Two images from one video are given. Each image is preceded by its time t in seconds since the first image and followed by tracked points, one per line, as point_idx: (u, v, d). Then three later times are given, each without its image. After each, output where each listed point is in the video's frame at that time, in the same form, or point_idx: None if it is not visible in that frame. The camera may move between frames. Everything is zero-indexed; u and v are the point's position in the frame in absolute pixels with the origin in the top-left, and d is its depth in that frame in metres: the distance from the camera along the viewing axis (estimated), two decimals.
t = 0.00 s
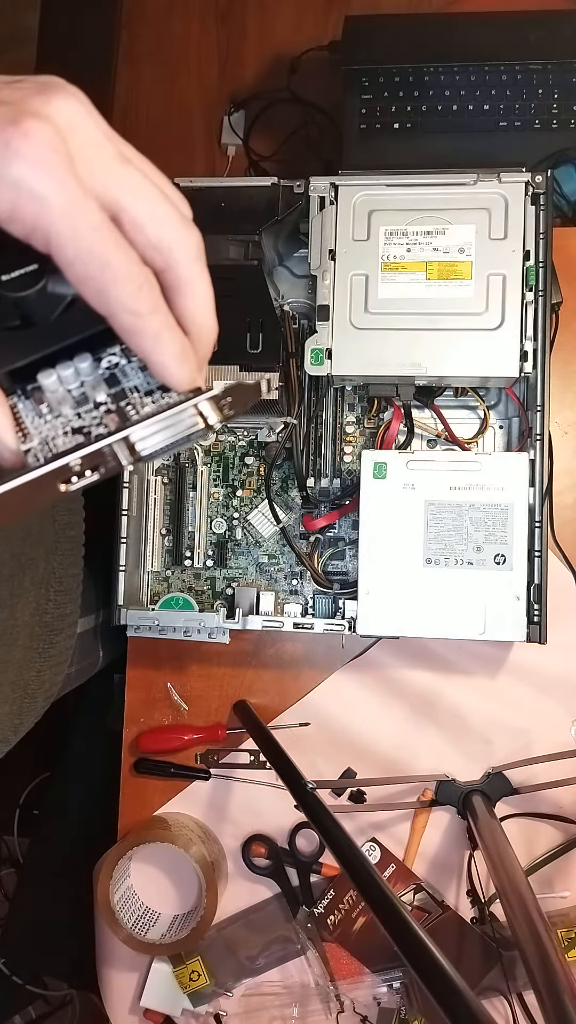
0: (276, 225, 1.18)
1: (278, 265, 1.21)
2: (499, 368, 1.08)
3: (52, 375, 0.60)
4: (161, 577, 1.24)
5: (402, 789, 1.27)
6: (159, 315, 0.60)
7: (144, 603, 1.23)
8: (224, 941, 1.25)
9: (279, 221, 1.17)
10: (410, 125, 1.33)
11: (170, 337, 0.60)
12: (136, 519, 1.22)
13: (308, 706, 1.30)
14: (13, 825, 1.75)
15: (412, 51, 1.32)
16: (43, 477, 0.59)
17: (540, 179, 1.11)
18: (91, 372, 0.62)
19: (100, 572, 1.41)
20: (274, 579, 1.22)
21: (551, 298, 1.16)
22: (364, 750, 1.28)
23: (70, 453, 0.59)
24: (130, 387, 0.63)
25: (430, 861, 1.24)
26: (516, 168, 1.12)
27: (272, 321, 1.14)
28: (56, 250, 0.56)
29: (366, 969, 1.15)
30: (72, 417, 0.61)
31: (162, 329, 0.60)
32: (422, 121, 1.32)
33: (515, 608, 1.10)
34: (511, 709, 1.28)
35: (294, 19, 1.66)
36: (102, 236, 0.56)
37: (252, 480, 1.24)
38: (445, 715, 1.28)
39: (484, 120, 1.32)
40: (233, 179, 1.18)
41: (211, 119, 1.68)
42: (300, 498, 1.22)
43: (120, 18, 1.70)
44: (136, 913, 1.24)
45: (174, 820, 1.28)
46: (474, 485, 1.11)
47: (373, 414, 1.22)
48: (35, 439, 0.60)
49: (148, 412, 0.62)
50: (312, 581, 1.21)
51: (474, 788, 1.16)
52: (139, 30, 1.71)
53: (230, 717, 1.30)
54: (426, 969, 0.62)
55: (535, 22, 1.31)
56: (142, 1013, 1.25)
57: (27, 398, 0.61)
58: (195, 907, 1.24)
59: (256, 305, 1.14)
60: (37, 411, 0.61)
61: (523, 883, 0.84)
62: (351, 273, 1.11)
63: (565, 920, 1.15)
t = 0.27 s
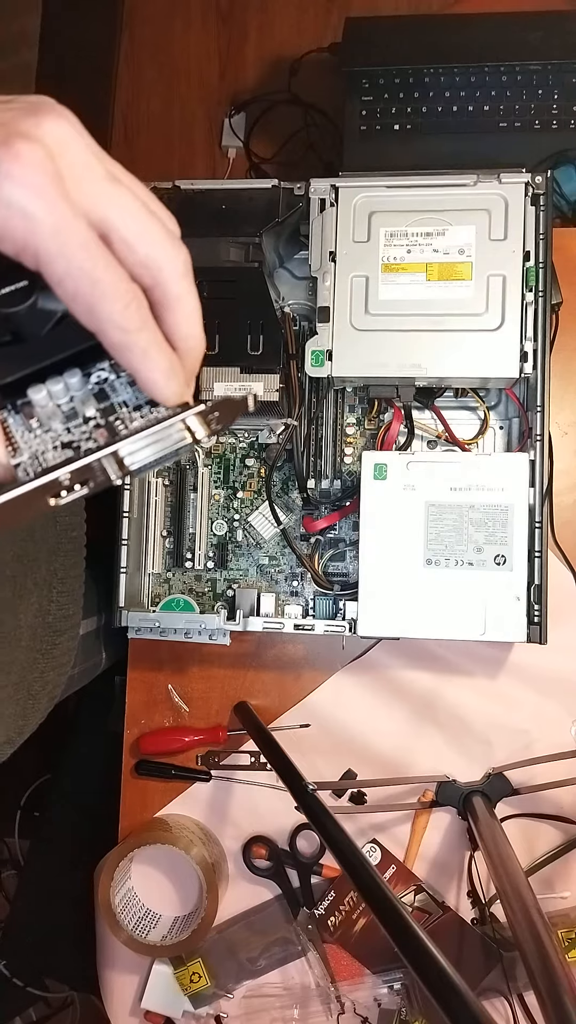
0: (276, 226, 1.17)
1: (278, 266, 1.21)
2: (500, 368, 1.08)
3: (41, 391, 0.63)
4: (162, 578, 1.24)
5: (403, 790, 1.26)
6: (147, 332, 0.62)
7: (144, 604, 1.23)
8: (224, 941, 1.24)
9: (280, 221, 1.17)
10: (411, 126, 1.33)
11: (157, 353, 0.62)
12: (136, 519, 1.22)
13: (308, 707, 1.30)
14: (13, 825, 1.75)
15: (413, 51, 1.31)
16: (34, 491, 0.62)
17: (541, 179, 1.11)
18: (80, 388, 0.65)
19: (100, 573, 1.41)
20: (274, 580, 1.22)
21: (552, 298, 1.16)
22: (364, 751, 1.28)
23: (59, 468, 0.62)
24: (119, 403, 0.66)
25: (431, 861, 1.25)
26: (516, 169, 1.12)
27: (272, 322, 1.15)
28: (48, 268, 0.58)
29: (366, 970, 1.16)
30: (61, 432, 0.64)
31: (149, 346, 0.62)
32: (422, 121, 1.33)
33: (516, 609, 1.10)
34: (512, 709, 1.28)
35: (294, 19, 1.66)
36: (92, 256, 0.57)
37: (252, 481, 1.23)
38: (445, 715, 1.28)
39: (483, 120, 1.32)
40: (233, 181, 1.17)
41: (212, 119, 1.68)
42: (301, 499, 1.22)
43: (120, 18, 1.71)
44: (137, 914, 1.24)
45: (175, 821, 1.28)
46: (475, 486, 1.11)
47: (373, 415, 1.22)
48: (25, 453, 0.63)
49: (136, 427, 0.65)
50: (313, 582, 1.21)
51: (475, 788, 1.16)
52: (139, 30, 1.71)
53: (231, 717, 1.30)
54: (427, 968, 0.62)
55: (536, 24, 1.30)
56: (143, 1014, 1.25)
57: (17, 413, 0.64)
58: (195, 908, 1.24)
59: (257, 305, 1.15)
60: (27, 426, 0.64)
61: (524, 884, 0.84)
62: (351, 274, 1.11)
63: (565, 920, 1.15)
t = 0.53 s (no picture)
0: (275, 224, 1.18)
1: (278, 265, 1.21)
2: (499, 367, 1.08)
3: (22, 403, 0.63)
4: (161, 577, 1.24)
5: (402, 789, 1.26)
6: (131, 323, 0.55)
7: (143, 602, 1.23)
8: (223, 940, 1.24)
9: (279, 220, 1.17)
10: (409, 125, 1.33)
11: (143, 346, 0.55)
12: (135, 517, 1.21)
13: (307, 706, 1.30)
14: (12, 825, 1.76)
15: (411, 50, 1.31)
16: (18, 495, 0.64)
17: (540, 179, 1.11)
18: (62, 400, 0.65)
19: (99, 569, 1.42)
20: (273, 579, 1.22)
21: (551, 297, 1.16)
22: (363, 750, 1.28)
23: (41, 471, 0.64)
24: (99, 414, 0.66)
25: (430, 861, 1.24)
26: (515, 168, 1.12)
27: (271, 321, 1.16)
28: (15, 258, 0.51)
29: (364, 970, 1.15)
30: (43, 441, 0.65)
31: (133, 339, 0.55)
32: (422, 120, 1.33)
33: (515, 608, 1.10)
34: (511, 709, 1.27)
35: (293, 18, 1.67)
36: (63, 242, 0.50)
37: (251, 480, 1.24)
38: (444, 715, 1.28)
39: (483, 119, 1.32)
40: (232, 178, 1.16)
41: (211, 118, 1.74)
42: (300, 498, 1.22)
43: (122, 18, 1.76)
44: (135, 913, 1.25)
45: (174, 819, 1.28)
46: (474, 485, 1.11)
47: (372, 414, 1.22)
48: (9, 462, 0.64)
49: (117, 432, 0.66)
50: (312, 581, 1.21)
51: (474, 788, 1.16)
52: (140, 33, 1.77)
53: (230, 717, 1.30)
54: (426, 966, 0.62)
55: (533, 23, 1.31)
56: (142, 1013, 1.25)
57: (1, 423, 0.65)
58: (194, 907, 1.24)
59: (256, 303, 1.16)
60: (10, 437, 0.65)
61: (523, 883, 0.83)
62: (350, 273, 1.11)
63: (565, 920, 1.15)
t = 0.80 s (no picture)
0: (275, 224, 1.18)
1: (278, 265, 1.21)
2: (499, 367, 1.08)
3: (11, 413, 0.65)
4: (161, 577, 1.24)
5: (402, 789, 1.26)
6: (116, 305, 0.49)
7: (144, 602, 1.23)
8: (224, 940, 1.24)
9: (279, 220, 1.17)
10: (409, 125, 1.33)
11: (125, 328, 0.49)
12: (135, 517, 1.20)
13: (307, 706, 1.30)
14: (12, 825, 1.76)
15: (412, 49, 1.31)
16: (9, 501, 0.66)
17: (540, 179, 1.11)
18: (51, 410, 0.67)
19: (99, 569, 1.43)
20: (273, 579, 1.22)
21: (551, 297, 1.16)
22: (363, 750, 1.28)
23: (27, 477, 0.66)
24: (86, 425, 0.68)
25: (430, 861, 1.25)
26: (515, 168, 1.12)
27: (270, 321, 1.16)
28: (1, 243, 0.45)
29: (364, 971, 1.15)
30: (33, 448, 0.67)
31: (117, 320, 0.49)
32: (422, 120, 1.33)
33: (515, 608, 1.10)
34: (511, 709, 1.27)
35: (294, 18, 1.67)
36: (49, 227, 0.45)
37: (251, 480, 1.24)
38: (444, 715, 1.28)
39: (483, 118, 1.33)
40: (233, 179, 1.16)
41: (212, 119, 1.74)
42: (300, 498, 1.22)
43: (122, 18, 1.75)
44: (135, 913, 1.25)
45: (174, 819, 1.28)
46: (474, 485, 1.11)
47: (372, 414, 1.22)
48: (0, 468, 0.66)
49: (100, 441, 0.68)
50: (312, 581, 1.21)
51: (474, 788, 1.16)
52: (140, 33, 1.77)
53: (230, 717, 1.30)
54: (426, 965, 0.62)
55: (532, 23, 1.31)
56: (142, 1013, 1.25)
57: None
58: (194, 907, 1.24)
59: (256, 303, 1.16)
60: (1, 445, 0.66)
61: (523, 883, 0.83)
62: (350, 273, 1.11)
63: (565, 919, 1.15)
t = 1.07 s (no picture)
0: (275, 225, 1.17)
1: (278, 264, 1.20)
2: (499, 367, 1.08)
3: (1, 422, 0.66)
4: (161, 577, 1.24)
5: (402, 788, 1.26)
6: (105, 365, 0.44)
7: (144, 602, 1.23)
8: (224, 940, 1.24)
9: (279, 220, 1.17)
10: (409, 125, 1.33)
11: (112, 391, 0.44)
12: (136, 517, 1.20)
13: (307, 706, 1.30)
14: (12, 825, 1.76)
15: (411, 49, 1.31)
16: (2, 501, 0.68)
17: (540, 179, 1.11)
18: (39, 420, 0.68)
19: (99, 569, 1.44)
20: (274, 579, 1.22)
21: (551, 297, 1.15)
22: (363, 750, 1.28)
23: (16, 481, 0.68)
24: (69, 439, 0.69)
25: (430, 861, 1.24)
26: (515, 168, 1.12)
27: (271, 321, 1.17)
28: None
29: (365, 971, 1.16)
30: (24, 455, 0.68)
31: (104, 383, 0.44)
32: (421, 120, 1.33)
33: (515, 608, 1.10)
34: (511, 709, 1.27)
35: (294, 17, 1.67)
36: (44, 302, 0.41)
37: (251, 480, 1.24)
38: (444, 715, 1.28)
39: (483, 119, 1.33)
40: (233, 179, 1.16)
41: (212, 119, 1.74)
42: (300, 498, 1.22)
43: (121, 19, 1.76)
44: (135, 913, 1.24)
45: (174, 819, 1.28)
46: (474, 485, 1.11)
47: (372, 414, 1.22)
48: None
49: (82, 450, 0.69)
50: (312, 581, 1.21)
51: (474, 788, 1.16)
52: (140, 33, 1.77)
53: (230, 717, 1.30)
54: (427, 965, 0.62)
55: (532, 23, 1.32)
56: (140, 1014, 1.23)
57: None
58: (195, 907, 1.23)
59: (256, 304, 1.17)
60: None
61: (524, 883, 0.83)
62: (350, 273, 1.11)
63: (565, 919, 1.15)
